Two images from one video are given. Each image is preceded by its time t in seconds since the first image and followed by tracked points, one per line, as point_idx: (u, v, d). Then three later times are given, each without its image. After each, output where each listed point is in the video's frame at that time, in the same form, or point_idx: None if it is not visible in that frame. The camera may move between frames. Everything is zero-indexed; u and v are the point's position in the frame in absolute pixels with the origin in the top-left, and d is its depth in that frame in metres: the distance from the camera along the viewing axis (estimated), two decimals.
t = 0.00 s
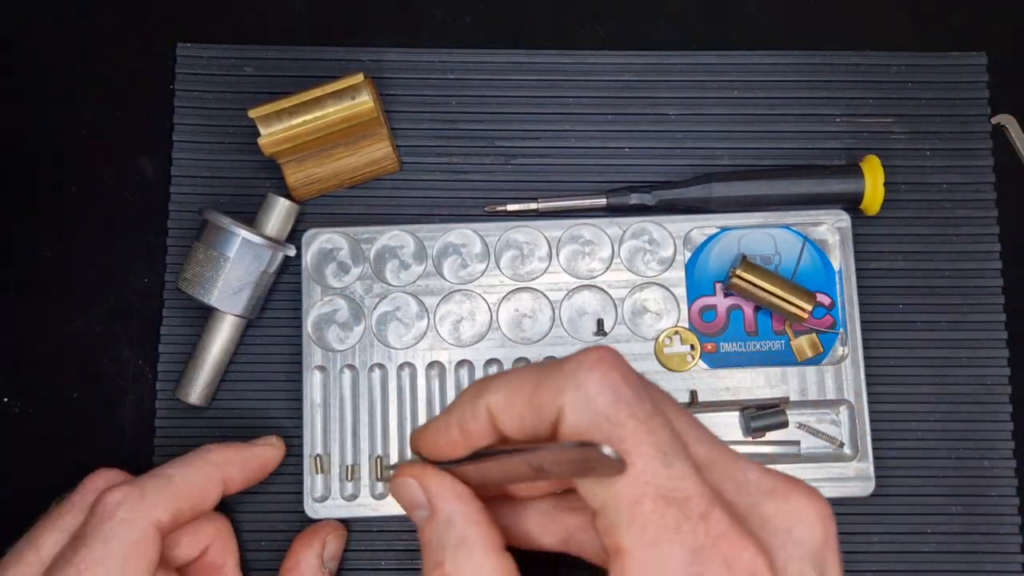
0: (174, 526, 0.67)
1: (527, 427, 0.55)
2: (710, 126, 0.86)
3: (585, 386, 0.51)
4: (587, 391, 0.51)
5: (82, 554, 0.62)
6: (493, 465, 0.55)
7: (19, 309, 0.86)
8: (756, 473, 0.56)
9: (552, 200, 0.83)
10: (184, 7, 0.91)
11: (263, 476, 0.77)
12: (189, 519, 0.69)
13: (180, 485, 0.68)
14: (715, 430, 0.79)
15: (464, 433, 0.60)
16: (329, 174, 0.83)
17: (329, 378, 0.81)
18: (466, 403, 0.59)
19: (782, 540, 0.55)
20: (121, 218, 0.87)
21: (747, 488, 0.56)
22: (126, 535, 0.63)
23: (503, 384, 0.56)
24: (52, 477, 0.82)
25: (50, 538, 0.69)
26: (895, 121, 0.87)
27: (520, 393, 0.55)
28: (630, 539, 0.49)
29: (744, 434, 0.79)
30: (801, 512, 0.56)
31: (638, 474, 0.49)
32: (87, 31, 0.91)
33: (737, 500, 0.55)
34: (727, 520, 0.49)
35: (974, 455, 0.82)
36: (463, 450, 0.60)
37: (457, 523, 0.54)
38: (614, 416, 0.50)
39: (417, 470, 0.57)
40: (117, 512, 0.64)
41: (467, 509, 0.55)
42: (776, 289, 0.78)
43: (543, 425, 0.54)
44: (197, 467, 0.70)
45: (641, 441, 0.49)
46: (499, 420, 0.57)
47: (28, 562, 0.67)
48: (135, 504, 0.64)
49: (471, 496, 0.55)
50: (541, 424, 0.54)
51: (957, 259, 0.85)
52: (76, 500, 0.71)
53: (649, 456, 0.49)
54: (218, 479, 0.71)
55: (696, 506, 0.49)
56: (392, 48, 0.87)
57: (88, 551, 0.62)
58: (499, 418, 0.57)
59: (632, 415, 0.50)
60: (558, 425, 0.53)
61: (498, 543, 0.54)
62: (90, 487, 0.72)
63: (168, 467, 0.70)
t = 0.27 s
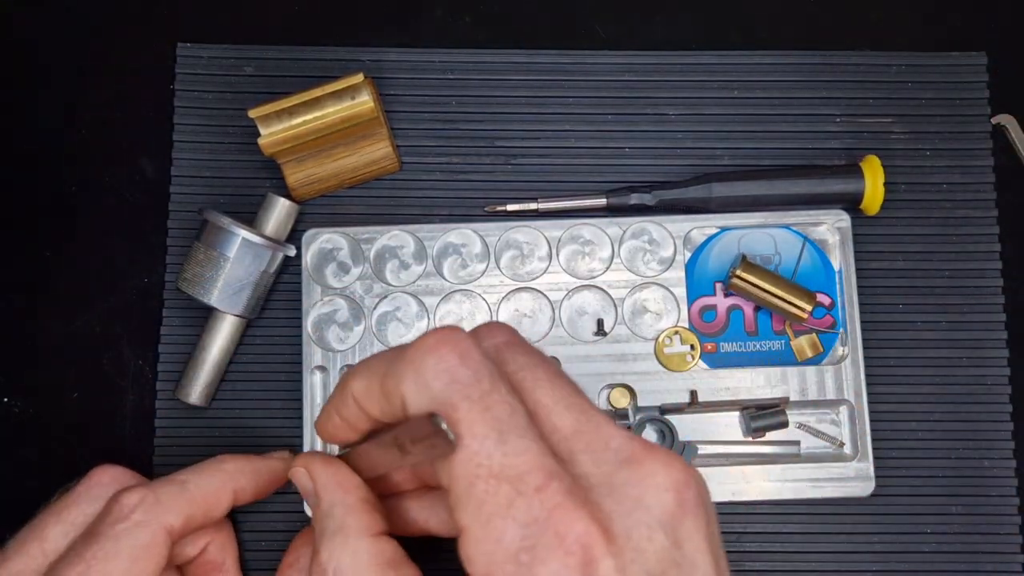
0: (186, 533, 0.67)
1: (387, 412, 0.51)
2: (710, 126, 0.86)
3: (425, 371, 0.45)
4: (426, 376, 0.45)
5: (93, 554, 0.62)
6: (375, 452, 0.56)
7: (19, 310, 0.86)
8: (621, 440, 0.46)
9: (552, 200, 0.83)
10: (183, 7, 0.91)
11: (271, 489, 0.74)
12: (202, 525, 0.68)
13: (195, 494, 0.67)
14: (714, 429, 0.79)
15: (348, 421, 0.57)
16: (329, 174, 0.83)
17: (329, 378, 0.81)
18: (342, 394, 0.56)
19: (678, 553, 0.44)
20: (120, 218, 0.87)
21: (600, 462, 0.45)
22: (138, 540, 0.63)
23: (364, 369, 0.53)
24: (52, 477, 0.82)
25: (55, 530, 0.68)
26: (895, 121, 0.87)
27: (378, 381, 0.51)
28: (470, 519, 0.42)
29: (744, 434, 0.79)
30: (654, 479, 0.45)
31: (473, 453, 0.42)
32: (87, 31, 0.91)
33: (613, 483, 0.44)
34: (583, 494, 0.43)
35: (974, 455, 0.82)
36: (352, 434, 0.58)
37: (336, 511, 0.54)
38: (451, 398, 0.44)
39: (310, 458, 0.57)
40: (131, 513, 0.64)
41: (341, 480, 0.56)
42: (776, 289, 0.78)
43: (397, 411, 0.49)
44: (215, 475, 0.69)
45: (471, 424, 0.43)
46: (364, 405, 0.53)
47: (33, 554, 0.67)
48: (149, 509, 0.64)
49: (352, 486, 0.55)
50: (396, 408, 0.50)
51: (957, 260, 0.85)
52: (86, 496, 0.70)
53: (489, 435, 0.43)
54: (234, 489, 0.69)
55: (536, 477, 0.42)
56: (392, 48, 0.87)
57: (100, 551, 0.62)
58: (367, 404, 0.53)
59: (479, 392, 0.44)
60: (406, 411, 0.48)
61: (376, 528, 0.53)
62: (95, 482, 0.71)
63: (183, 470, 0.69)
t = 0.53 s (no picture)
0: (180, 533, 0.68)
1: (397, 411, 0.56)
2: (710, 126, 0.86)
3: (439, 360, 0.51)
4: (440, 364, 0.51)
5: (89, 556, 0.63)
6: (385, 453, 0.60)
7: (19, 310, 0.86)
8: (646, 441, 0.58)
9: (552, 200, 0.83)
10: (183, 7, 0.91)
11: (266, 487, 0.76)
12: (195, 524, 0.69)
13: (188, 493, 0.68)
14: (714, 430, 0.79)
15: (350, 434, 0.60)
16: (329, 174, 0.83)
17: (329, 378, 0.81)
18: (345, 398, 0.59)
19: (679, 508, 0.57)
20: (120, 218, 0.87)
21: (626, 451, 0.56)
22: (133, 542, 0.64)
23: (370, 373, 0.57)
24: (52, 477, 0.82)
25: (48, 530, 0.68)
26: (895, 121, 0.87)
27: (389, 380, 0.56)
28: (477, 504, 0.49)
29: (744, 434, 0.79)
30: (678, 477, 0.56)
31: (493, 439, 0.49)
32: (86, 31, 0.91)
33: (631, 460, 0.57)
34: (585, 475, 0.50)
35: (974, 455, 0.82)
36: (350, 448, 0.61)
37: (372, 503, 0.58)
38: (465, 385, 0.51)
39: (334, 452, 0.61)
40: (125, 515, 0.65)
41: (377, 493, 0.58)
42: (776, 289, 0.78)
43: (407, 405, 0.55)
44: (206, 474, 0.70)
45: (486, 405, 0.49)
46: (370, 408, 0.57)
47: (25, 555, 0.67)
48: (142, 510, 0.65)
49: (377, 480, 0.59)
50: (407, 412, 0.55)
51: (957, 260, 0.85)
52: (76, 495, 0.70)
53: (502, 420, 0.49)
54: (227, 488, 0.71)
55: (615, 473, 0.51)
56: (392, 48, 0.87)
57: (95, 553, 0.63)
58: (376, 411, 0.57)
59: (486, 379, 0.51)
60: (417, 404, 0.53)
61: (416, 519, 0.56)
62: (86, 481, 0.71)
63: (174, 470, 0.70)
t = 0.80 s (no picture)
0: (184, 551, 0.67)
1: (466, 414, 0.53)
2: (710, 126, 0.86)
3: (418, 396, 0.44)
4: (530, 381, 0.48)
5: None
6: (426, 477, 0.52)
7: (19, 310, 0.86)
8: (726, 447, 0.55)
9: (552, 200, 0.83)
10: (183, 7, 0.91)
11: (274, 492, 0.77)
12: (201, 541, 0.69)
13: (192, 512, 0.68)
14: (713, 429, 0.79)
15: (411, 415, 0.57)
16: (329, 174, 0.83)
17: (329, 379, 0.81)
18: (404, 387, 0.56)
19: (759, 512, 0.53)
20: (121, 218, 0.87)
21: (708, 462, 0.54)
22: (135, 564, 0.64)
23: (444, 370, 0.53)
24: (52, 477, 0.82)
25: (46, 545, 0.68)
26: (896, 121, 0.87)
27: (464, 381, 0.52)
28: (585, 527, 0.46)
29: (743, 434, 0.79)
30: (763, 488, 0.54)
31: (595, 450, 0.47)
32: (86, 31, 0.91)
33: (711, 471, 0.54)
34: (581, 495, 0.43)
35: (974, 454, 0.82)
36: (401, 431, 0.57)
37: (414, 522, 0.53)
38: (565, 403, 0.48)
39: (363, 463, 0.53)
40: (127, 535, 0.65)
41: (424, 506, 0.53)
42: (776, 289, 0.78)
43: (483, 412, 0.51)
44: (210, 491, 0.69)
45: (470, 442, 0.43)
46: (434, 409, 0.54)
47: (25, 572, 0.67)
48: (145, 531, 0.65)
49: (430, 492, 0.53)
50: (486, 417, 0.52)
51: (957, 260, 0.85)
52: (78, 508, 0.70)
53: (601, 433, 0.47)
54: (231, 503, 0.70)
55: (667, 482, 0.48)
56: (391, 48, 0.87)
57: None
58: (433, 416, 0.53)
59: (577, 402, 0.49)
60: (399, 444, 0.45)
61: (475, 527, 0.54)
62: (85, 494, 0.71)
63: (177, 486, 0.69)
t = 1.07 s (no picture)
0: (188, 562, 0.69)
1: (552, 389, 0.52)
2: (710, 126, 0.87)
3: (614, 346, 0.50)
4: (618, 351, 0.50)
5: None
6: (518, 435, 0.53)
7: (19, 310, 0.86)
8: (795, 437, 0.55)
9: (553, 201, 0.83)
10: (184, 7, 0.91)
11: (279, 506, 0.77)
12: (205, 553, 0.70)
13: (200, 524, 0.69)
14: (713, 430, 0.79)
15: (490, 399, 0.57)
16: (329, 174, 0.83)
17: (329, 379, 0.81)
18: (492, 363, 0.56)
19: (819, 499, 0.52)
20: (121, 218, 0.87)
21: (778, 453, 0.54)
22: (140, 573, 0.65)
23: (530, 346, 0.54)
24: (52, 478, 0.82)
25: (43, 553, 0.68)
26: (895, 121, 0.87)
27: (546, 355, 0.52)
28: (666, 501, 0.48)
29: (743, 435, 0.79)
30: (839, 472, 0.53)
31: (673, 432, 0.48)
32: (87, 31, 0.91)
33: (774, 463, 0.53)
34: (649, 484, 0.49)
35: (974, 454, 0.82)
36: (488, 412, 0.58)
37: (497, 492, 0.54)
38: (646, 376, 0.49)
39: (440, 449, 0.54)
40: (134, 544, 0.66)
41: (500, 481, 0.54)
42: (776, 288, 0.78)
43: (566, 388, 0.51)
44: (220, 504, 0.71)
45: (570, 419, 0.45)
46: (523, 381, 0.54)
47: None
48: (153, 541, 0.66)
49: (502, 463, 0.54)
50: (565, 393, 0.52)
51: (957, 260, 0.85)
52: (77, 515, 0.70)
53: (682, 415, 0.48)
54: (239, 517, 0.71)
55: (732, 466, 0.48)
56: (392, 48, 0.87)
57: None
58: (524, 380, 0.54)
59: (663, 375, 0.49)
60: (578, 389, 0.51)
61: (543, 508, 0.54)
62: (87, 501, 0.70)
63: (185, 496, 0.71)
